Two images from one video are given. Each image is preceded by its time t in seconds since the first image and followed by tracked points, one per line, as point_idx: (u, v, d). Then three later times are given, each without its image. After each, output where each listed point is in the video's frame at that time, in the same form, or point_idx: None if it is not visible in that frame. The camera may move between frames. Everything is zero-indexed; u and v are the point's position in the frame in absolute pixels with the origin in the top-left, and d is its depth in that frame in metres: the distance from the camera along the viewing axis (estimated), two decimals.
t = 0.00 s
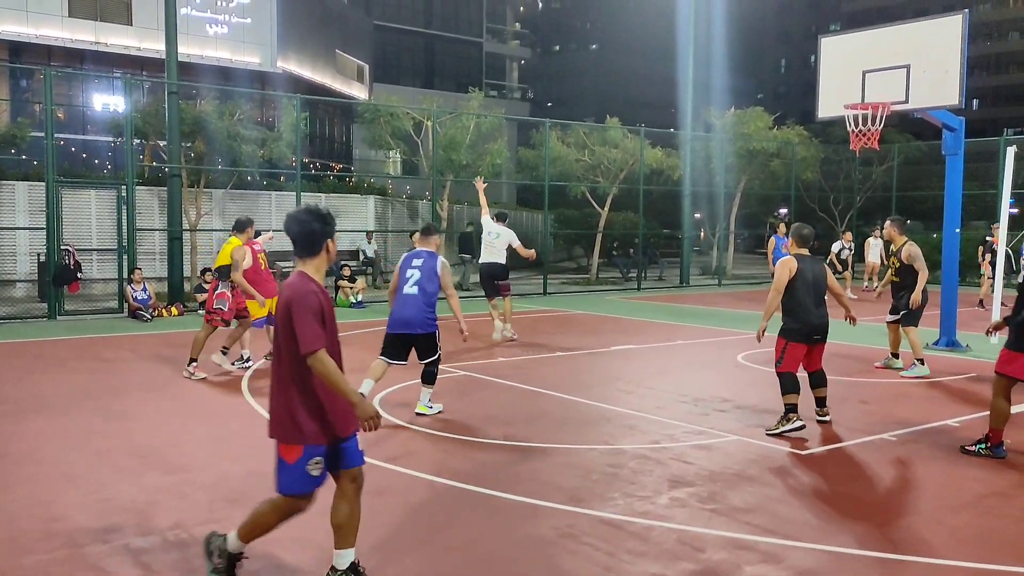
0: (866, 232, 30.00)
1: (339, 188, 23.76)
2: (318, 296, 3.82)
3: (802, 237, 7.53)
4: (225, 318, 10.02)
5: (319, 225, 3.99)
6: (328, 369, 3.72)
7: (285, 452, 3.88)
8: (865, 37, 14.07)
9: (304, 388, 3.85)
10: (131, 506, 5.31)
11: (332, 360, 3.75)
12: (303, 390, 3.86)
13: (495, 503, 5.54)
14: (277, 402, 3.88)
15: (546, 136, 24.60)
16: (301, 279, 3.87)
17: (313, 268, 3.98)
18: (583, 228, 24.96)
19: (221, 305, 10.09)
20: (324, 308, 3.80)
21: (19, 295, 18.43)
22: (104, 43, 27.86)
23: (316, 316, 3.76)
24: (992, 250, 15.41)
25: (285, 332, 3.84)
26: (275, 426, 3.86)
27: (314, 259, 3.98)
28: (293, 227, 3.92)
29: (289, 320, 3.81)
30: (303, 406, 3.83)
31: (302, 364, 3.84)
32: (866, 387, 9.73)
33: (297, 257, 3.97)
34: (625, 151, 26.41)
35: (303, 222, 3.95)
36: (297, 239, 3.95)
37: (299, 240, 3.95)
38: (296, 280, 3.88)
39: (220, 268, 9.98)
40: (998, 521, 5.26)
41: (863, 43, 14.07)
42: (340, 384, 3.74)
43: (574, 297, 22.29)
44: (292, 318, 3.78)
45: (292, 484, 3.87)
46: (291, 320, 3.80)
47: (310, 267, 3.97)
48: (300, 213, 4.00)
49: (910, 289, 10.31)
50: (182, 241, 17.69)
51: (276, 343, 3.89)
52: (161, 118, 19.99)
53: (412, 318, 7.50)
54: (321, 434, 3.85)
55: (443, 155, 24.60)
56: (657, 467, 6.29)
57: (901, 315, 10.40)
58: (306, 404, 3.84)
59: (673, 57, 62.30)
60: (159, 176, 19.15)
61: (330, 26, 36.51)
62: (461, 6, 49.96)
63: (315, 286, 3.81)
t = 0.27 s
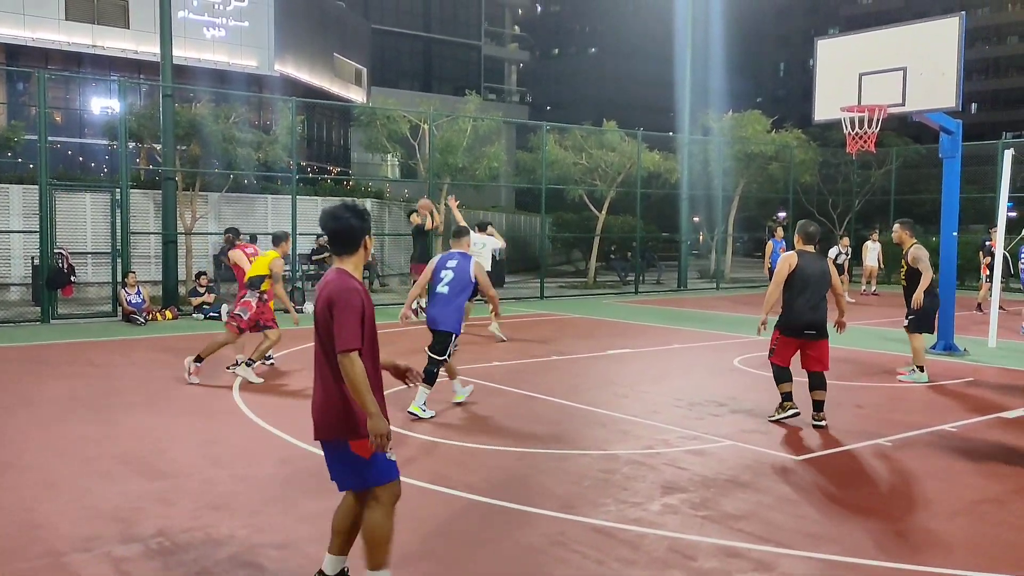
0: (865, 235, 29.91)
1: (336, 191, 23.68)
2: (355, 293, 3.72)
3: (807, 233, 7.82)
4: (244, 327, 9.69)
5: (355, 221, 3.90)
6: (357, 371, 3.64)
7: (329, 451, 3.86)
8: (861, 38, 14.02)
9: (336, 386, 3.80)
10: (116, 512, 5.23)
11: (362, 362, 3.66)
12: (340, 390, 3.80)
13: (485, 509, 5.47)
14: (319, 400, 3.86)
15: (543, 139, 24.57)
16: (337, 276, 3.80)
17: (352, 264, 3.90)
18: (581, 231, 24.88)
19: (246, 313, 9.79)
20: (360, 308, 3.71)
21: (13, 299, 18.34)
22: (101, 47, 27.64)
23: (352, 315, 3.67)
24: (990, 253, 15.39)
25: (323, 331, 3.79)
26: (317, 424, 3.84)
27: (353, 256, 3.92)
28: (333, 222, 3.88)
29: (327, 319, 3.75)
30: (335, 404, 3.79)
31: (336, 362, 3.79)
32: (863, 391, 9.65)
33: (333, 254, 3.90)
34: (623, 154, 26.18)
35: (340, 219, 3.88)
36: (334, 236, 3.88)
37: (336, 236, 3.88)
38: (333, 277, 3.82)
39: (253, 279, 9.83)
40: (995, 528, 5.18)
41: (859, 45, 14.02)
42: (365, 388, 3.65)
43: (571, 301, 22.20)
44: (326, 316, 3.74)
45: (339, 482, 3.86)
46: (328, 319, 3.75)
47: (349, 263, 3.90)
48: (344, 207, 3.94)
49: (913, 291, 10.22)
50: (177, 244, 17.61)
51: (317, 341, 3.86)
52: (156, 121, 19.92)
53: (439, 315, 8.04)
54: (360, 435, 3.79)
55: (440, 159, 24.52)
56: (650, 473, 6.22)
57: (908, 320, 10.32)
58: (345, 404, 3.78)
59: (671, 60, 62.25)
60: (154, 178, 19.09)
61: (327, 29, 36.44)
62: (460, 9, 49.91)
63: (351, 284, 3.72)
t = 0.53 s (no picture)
0: (863, 238, 29.85)
1: (331, 194, 23.59)
2: (398, 305, 3.60)
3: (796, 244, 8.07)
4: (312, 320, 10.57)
5: (390, 228, 3.76)
6: (400, 386, 3.51)
7: (360, 464, 3.73)
8: (858, 40, 13.97)
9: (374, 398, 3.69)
10: (94, 522, 5.12)
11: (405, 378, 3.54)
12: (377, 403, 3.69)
13: (476, 519, 5.36)
14: (352, 412, 3.73)
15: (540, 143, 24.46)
16: (377, 286, 3.67)
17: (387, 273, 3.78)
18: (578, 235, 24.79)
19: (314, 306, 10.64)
20: (405, 320, 3.59)
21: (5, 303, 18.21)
22: (97, 50, 27.50)
23: (397, 327, 3.55)
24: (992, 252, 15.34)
25: (361, 341, 3.66)
26: (350, 437, 3.71)
27: (386, 263, 3.79)
28: (370, 227, 3.74)
29: (367, 330, 3.63)
30: (374, 418, 3.68)
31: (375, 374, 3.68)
32: (860, 397, 9.56)
33: (368, 262, 3.76)
34: (619, 157, 25.96)
35: (377, 226, 3.74)
36: (369, 244, 3.74)
37: (371, 244, 3.75)
38: (371, 286, 3.69)
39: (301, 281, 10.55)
40: (993, 538, 5.09)
41: (856, 47, 13.96)
42: (407, 404, 3.53)
43: (567, 304, 22.10)
44: (366, 325, 3.63)
45: (370, 497, 3.73)
46: (369, 330, 3.62)
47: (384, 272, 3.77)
48: (380, 210, 3.80)
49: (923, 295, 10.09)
50: (171, 247, 17.51)
51: (350, 352, 3.72)
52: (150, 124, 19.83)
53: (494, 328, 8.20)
54: (396, 450, 3.68)
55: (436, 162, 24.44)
56: (642, 480, 6.13)
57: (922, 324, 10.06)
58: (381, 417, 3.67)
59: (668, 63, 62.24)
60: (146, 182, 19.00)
61: (324, 33, 36.38)
62: (457, 12, 49.93)
63: (395, 295, 3.59)
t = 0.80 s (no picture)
0: (857, 242, 29.78)
1: (324, 197, 23.45)
2: (423, 313, 3.48)
3: (779, 246, 8.59)
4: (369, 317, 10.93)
5: (408, 230, 3.57)
6: (432, 397, 3.39)
7: (369, 477, 3.51)
8: (853, 44, 13.90)
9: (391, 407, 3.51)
10: (70, 533, 4.98)
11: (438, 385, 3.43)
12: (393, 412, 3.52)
13: (462, 528, 5.24)
14: (360, 422, 3.52)
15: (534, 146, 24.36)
16: (399, 291, 3.51)
17: (401, 277, 3.61)
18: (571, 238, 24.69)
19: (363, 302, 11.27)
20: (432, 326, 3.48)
21: None
22: (88, 52, 27.31)
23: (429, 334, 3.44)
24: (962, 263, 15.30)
25: (382, 347, 3.48)
26: (358, 447, 3.49)
27: (396, 266, 3.59)
28: (383, 227, 3.52)
29: (391, 337, 3.47)
30: (390, 427, 3.49)
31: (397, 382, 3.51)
32: (855, 402, 9.44)
33: (381, 263, 3.56)
34: (613, 160, 26.16)
35: (399, 226, 3.54)
36: (387, 246, 3.52)
37: (388, 246, 3.54)
38: (390, 291, 3.52)
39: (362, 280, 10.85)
40: (991, 548, 4.97)
41: (851, 50, 13.89)
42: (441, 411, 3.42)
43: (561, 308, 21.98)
44: (392, 331, 3.45)
45: (371, 512, 3.52)
46: (394, 336, 3.46)
47: (399, 276, 3.60)
48: (387, 211, 3.59)
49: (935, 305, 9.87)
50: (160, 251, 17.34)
51: (363, 357, 3.52)
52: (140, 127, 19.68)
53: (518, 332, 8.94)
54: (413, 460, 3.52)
55: (429, 165, 24.31)
56: (634, 489, 6.01)
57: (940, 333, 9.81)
58: (397, 428, 3.51)
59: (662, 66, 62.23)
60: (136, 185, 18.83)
61: (318, 36, 36.25)
62: (452, 16, 49.82)
63: (422, 303, 3.47)
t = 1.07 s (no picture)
0: (847, 245, 29.83)
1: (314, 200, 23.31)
2: (414, 317, 3.26)
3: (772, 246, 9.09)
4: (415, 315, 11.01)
5: (391, 232, 3.36)
6: (420, 405, 3.21)
7: (356, 491, 3.29)
8: (840, 47, 13.92)
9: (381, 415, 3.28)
10: (46, 542, 4.89)
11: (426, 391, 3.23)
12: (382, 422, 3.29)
13: (446, 535, 5.16)
14: (348, 432, 3.27)
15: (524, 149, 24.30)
16: (387, 295, 3.27)
17: (386, 281, 3.37)
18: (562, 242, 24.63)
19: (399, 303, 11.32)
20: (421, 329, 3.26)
21: None
22: (76, 54, 27.14)
23: (419, 339, 3.22)
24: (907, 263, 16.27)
25: (369, 356, 3.23)
26: (346, 458, 3.26)
27: (381, 267, 3.35)
28: (366, 226, 3.30)
29: (379, 343, 3.21)
30: (379, 437, 3.26)
31: (384, 389, 3.28)
32: (844, 406, 9.41)
33: (365, 266, 3.32)
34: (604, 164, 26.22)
35: (382, 228, 3.32)
36: (371, 248, 3.30)
37: (372, 248, 3.31)
38: (378, 295, 3.27)
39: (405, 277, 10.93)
40: (978, 554, 4.94)
41: (839, 54, 13.90)
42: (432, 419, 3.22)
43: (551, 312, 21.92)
44: (379, 336, 3.21)
45: (358, 524, 3.30)
46: (383, 345, 3.21)
47: (384, 280, 3.36)
48: (372, 211, 3.36)
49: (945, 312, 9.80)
50: (147, 254, 17.21)
51: (350, 365, 3.26)
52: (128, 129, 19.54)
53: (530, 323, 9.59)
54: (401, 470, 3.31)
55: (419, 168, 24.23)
56: (621, 494, 5.95)
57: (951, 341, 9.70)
58: (385, 437, 3.28)
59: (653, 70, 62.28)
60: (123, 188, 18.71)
61: (309, 38, 36.14)
62: (443, 19, 49.75)
63: (413, 307, 3.24)
